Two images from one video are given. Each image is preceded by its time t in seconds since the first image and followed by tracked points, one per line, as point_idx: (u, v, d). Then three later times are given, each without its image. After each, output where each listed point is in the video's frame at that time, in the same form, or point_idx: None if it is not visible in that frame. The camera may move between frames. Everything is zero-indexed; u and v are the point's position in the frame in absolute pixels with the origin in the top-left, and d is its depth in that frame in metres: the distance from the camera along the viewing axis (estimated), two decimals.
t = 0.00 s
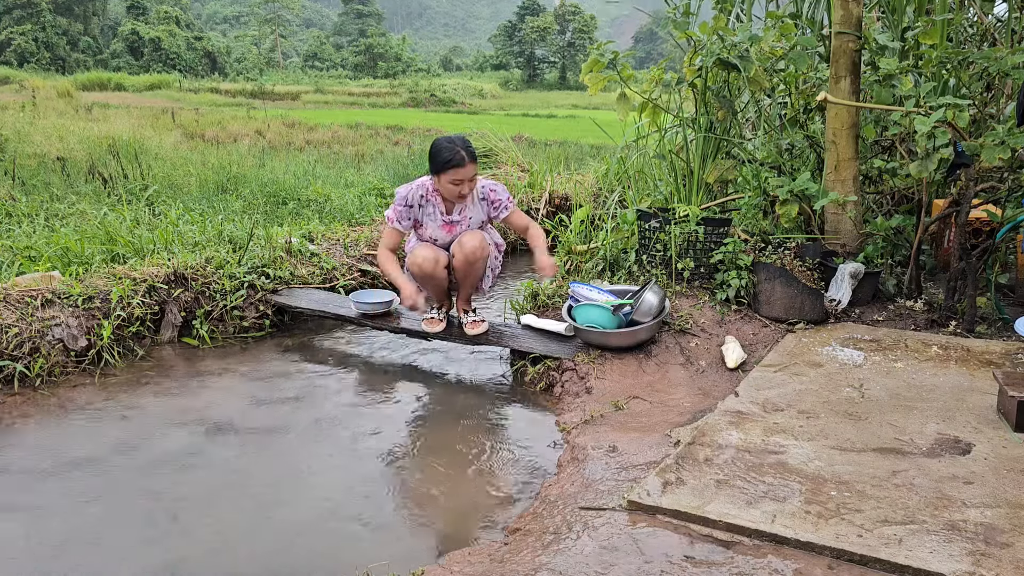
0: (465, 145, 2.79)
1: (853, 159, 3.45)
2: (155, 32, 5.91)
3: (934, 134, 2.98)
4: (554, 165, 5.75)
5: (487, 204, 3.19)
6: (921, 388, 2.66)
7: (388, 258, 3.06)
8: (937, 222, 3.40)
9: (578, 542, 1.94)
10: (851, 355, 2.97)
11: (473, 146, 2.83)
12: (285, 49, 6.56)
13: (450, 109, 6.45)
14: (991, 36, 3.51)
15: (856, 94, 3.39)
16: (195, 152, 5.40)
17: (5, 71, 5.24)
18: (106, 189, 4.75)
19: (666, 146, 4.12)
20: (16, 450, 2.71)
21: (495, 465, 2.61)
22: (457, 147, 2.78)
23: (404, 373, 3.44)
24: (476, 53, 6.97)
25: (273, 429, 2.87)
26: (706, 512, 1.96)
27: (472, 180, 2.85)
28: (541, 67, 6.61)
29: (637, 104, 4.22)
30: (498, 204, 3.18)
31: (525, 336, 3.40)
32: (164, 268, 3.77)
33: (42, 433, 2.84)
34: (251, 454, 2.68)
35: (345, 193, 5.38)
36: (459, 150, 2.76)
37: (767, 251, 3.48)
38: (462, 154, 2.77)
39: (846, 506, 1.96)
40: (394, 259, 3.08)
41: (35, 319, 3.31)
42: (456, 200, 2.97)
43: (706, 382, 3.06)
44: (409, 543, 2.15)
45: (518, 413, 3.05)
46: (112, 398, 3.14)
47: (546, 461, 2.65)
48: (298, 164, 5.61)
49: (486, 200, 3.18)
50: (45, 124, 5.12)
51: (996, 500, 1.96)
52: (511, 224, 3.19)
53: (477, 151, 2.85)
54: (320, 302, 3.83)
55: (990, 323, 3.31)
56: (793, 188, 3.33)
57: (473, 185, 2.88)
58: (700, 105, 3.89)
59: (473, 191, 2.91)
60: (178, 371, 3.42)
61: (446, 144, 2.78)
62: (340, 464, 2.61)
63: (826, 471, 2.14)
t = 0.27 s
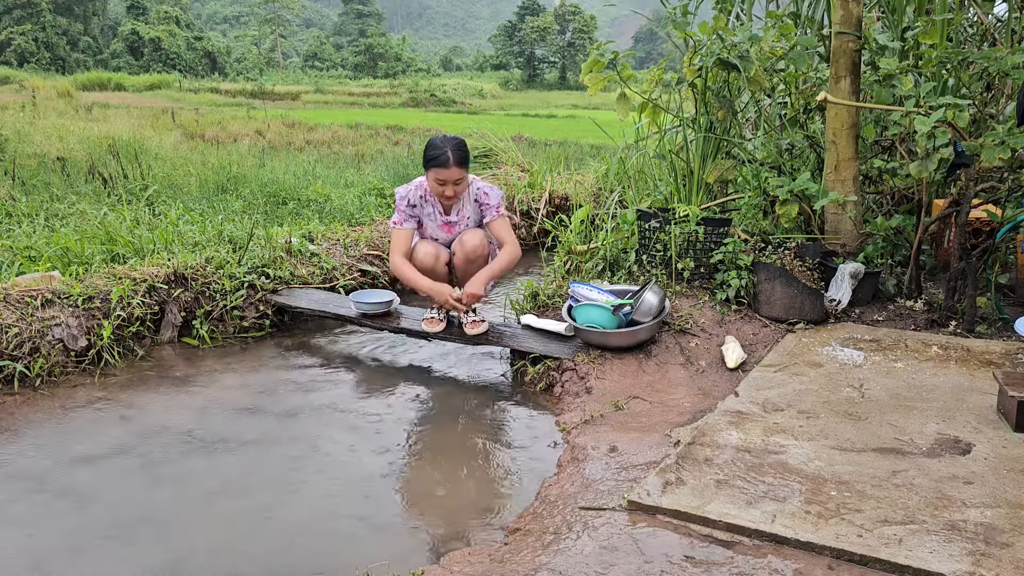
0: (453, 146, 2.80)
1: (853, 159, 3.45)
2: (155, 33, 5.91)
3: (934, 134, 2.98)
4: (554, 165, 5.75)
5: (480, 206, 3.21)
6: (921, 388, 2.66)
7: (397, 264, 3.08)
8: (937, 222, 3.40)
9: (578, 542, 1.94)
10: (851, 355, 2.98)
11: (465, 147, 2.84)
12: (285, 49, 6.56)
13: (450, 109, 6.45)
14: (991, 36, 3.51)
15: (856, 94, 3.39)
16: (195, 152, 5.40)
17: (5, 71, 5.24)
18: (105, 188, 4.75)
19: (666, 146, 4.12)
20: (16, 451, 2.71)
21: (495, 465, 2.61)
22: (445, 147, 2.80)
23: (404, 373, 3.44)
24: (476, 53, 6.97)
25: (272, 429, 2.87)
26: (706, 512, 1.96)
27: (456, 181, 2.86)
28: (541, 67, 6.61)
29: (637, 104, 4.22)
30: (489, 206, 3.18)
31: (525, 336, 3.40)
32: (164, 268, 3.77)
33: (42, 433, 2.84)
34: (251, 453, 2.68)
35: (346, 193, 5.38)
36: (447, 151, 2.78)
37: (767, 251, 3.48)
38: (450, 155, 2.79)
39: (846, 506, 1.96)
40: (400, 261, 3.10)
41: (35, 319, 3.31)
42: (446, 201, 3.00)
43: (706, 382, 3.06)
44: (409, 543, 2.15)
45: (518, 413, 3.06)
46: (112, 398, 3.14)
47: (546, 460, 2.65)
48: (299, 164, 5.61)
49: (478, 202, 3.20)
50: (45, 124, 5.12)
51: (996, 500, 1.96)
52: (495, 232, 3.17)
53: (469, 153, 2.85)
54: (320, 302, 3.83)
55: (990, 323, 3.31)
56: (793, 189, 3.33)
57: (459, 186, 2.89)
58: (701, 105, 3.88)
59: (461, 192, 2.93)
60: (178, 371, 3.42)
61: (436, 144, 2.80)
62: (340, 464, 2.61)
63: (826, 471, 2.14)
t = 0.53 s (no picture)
0: (451, 148, 2.79)
1: (854, 159, 3.45)
2: (155, 33, 5.91)
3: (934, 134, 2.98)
4: (554, 165, 5.75)
5: (477, 207, 3.20)
6: (921, 388, 2.66)
7: (398, 267, 3.10)
8: (937, 222, 3.40)
9: (578, 542, 1.94)
10: (850, 355, 2.98)
11: (463, 150, 2.83)
12: (286, 49, 6.56)
13: (450, 109, 6.46)
14: (991, 36, 3.51)
15: (856, 94, 3.39)
16: (195, 152, 5.40)
17: (5, 71, 5.24)
18: (105, 188, 4.75)
19: (666, 146, 4.13)
20: (16, 451, 2.70)
21: (496, 465, 2.61)
22: (442, 149, 2.79)
23: (404, 373, 3.44)
24: (476, 53, 6.97)
25: (272, 429, 2.87)
26: (706, 512, 1.95)
27: (453, 184, 2.86)
28: (541, 67, 6.61)
29: (637, 104, 4.22)
30: (487, 208, 3.18)
31: (525, 336, 3.40)
32: (164, 268, 3.77)
33: (41, 433, 2.84)
34: (251, 454, 2.68)
35: (346, 194, 5.38)
36: (444, 154, 2.78)
37: (768, 251, 3.46)
38: (447, 158, 2.79)
39: (846, 506, 1.96)
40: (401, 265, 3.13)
41: (35, 319, 3.32)
42: (443, 202, 3.01)
43: (706, 382, 3.06)
44: (409, 542, 2.15)
45: (518, 413, 3.05)
46: (112, 398, 3.14)
47: (545, 461, 2.64)
48: (299, 164, 5.62)
49: (476, 204, 3.19)
50: (45, 123, 5.12)
51: (996, 500, 1.96)
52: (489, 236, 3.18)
53: (467, 155, 2.85)
54: (320, 302, 3.83)
55: (990, 323, 3.31)
56: (792, 189, 3.32)
57: (456, 188, 2.89)
58: (700, 105, 3.87)
59: (458, 193, 2.93)
60: (178, 371, 3.42)
61: (434, 145, 2.80)
62: (340, 464, 2.61)
63: (826, 471, 2.14)
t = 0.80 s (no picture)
0: (452, 148, 2.79)
1: (853, 159, 3.45)
2: (155, 33, 5.91)
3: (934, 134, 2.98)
4: (554, 166, 5.76)
5: (477, 207, 3.21)
6: (921, 388, 2.66)
7: (400, 269, 3.15)
8: (936, 222, 3.40)
9: (578, 542, 1.94)
10: (850, 355, 2.98)
11: (463, 150, 2.83)
12: (286, 49, 6.56)
13: (450, 109, 6.46)
14: (991, 36, 3.51)
15: (856, 94, 3.39)
16: (195, 152, 5.40)
17: (4, 71, 5.24)
18: (105, 188, 4.75)
19: (667, 146, 4.13)
20: (16, 451, 2.70)
21: (497, 465, 2.61)
22: (442, 150, 2.78)
23: (404, 373, 3.44)
24: (476, 53, 6.97)
25: (272, 429, 2.87)
26: (706, 512, 1.95)
27: (453, 184, 2.86)
28: (541, 67, 6.61)
29: (637, 104, 4.22)
30: (486, 210, 3.19)
31: (525, 336, 3.40)
32: (164, 268, 3.77)
33: (41, 433, 2.84)
34: (251, 454, 2.68)
35: (346, 194, 5.38)
36: (444, 154, 2.78)
37: (768, 251, 3.46)
38: (447, 158, 2.78)
39: (846, 506, 1.96)
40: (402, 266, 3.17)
41: (35, 319, 3.32)
42: (444, 202, 3.01)
43: (706, 382, 3.06)
44: (409, 543, 2.15)
45: (518, 413, 3.05)
46: (112, 399, 3.14)
47: (545, 460, 2.64)
48: (299, 164, 5.62)
49: (476, 204, 3.20)
50: (45, 123, 5.11)
51: (996, 500, 1.96)
52: (486, 238, 3.19)
53: (467, 156, 2.84)
54: (320, 302, 3.83)
55: (990, 323, 3.31)
56: (792, 189, 3.32)
57: (456, 189, 2.89)
58: (700, 105, 3.87)
59: (458, 193, 2.93)
60: (178, 371, 3.41)
61: (435, 145, 2.80)
62: (340, 464, 2.61)
63: (826, 471, 2.14)
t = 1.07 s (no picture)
0: (454, 146, 2.80)
1: (854, 159, 3.45)
2: (155, 33, 5.91)
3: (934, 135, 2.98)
4: (554, 166, 5.76)
5: (479, 207, 3.19)
6: (921, 388, 2.66)
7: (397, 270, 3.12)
8: (936, 222, 3.40)
9: (578, 542, 1.94)
10: (850, 355, 2.98)
11: (466, 149, 2.84)
12: (286, 49, 6.56)
13: (450, 109, 6.46)
14: (992, 36, 3.51)
15: (856, 94, 3.39)
16: (195, 152, 5.40)
17: (4, 71, 5.24)
18: (106, 188, 4.75)
19: (667, 146, 4.13)
20: (16, 451, 2.70)
21: (497, 465, 2.61)
22: (444, 146, 2.80)
23: (404, 373, 3.44)
24: (476, 53, 6.97)
25: (272, 429, 2.87)
26: (706, 512, 1.95)
27: (454, 182, 2.86)
28: (541, 66, 6.60)
29: (637, 104, 4.23)
30: (489, 210, 3.16)
31: (525, 336, 3.40)
32: (164, 268, 3.77)
33: (41, 433, 2.84)
34: (251, 454, 2.68)
35: (346, 194, 5.38)
36: (447, 151, 2.79)
37: (767, 251, 3.46)
38: (450, 155, 2.80)
39: (846, 506, 1.96)
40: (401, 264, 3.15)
41: (35, 319, 3.32)
42: (444, 200, 3.01)
43: (706, 382, 3.06)
44: (410, 543, 2.15)
45: (518, 413, 3.05)
46: (112, 399, 3.14)
47: (545, 460, 2.64)
48: (299, 164, 5.62)
49: (478, 204, 3.19)
50: (45, 123, 5.11)
51: (996, 500, 1.96)
52: (486, 238, 3.17)
53: (468, 154, 2.86)
54: (320, 302, 3.83)
55: (990, 323, 3.31)
56: (792, 189, 3.32)
57: (457, 187, 2.89)
58: (701, 105, 3.87)
59: (460, 191, 2.92)
60: (178, 371, 3.41)
61: (438, 141, 2.81)
62: (340, 463, 2.61)
63: (826, 471, 2.14)
